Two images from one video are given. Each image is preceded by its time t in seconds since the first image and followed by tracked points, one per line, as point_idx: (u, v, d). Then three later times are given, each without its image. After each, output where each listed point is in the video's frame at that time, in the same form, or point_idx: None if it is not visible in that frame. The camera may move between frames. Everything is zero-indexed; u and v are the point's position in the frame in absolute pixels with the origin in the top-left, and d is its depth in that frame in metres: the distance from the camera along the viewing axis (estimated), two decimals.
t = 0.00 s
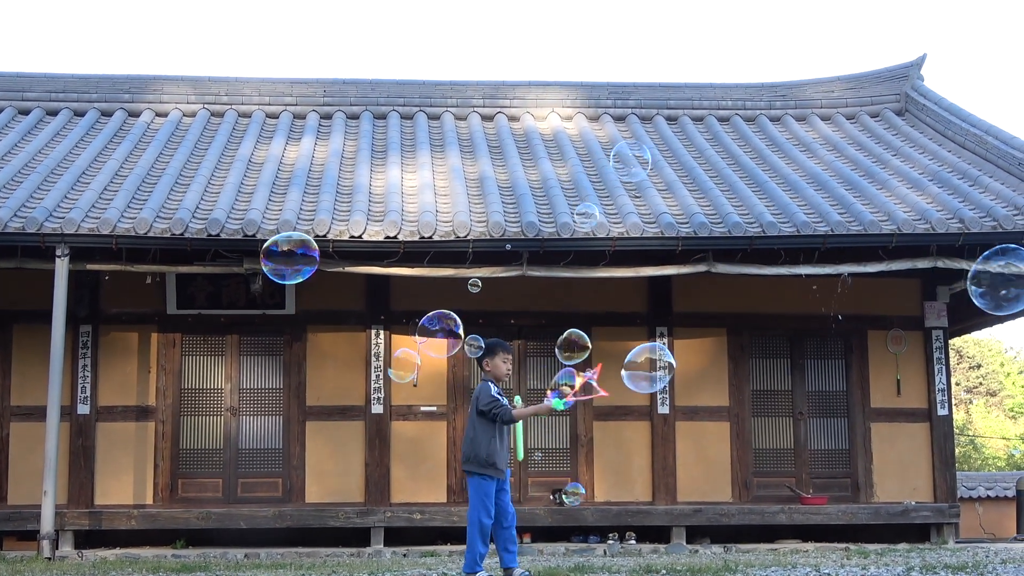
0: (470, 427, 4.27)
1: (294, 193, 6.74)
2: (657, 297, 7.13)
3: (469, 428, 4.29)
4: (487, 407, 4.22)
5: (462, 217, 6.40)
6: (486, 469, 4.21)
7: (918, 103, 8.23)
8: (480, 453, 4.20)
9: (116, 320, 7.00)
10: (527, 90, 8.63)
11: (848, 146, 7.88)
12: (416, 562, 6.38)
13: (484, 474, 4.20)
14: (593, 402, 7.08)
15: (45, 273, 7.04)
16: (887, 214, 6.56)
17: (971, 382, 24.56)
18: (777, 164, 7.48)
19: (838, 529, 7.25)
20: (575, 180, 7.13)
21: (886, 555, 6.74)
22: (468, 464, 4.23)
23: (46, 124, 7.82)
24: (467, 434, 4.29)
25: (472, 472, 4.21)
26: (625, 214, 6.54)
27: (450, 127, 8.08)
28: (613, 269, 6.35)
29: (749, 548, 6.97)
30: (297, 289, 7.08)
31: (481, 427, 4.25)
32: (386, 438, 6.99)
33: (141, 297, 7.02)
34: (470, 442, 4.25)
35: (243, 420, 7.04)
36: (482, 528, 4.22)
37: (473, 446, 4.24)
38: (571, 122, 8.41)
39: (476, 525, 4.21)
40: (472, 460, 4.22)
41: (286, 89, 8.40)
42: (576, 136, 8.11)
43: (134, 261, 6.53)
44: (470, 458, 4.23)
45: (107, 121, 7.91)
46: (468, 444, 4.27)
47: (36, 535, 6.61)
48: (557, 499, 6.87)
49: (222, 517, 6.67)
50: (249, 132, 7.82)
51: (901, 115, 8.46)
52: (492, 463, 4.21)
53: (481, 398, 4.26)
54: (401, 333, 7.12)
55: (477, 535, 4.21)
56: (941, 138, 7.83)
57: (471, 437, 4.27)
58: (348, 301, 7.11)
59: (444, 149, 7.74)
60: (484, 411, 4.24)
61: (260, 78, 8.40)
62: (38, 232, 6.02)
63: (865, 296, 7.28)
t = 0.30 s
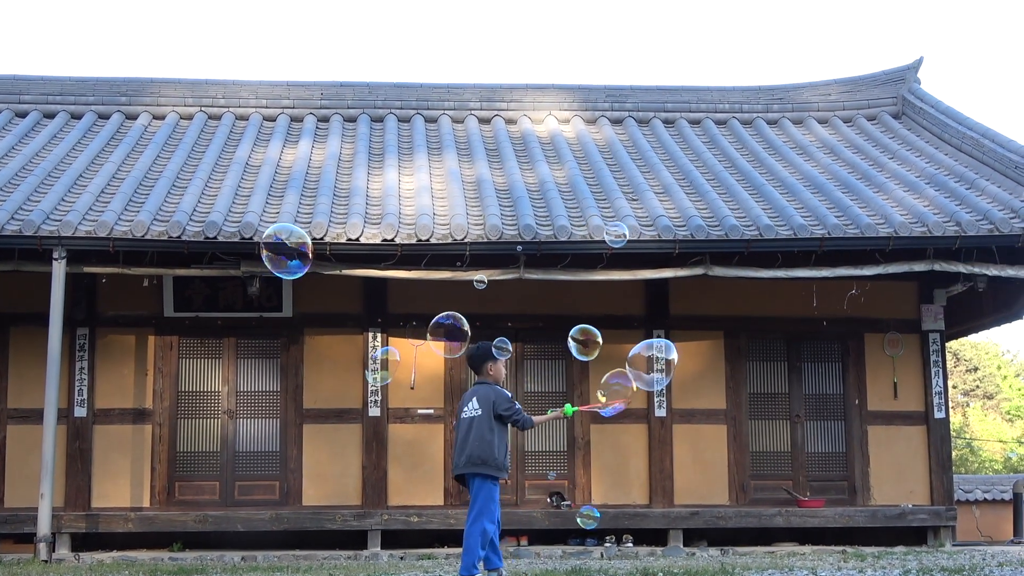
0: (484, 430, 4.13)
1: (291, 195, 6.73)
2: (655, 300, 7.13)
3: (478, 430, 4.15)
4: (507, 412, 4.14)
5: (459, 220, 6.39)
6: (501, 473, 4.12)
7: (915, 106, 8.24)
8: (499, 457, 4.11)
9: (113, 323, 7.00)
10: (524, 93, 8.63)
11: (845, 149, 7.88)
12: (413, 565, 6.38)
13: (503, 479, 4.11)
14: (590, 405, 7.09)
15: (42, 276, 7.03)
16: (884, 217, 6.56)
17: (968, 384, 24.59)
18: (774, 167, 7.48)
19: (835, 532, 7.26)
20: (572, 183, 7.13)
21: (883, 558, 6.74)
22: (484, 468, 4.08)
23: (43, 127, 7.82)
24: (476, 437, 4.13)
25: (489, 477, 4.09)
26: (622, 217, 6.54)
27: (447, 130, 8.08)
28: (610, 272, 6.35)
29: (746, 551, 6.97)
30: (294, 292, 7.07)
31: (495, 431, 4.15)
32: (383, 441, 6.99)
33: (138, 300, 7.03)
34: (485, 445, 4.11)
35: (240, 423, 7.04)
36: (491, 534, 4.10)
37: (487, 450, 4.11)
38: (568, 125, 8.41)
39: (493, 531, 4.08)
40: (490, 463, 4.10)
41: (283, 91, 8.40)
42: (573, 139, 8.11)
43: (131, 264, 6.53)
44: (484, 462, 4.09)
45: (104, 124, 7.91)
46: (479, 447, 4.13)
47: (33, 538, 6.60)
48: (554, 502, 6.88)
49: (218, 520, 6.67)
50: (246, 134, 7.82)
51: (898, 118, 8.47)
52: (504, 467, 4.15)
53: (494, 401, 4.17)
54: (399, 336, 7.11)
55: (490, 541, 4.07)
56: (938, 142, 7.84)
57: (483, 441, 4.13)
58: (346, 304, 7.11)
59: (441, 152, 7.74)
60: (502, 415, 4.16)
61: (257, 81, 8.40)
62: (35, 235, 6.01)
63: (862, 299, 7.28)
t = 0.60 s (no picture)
0: (513, 436, 4.08)
1: (289, 197, 6.73)
2: (653, 302, 7.12)
3: (506, 435, 4.08)
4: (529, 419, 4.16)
5: (457, 221, 6.39)
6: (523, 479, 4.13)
7: (913, 109, 8.24)
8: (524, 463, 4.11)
9: (110, 324, 6.99)
10: (522, 95, 8.63)
11: (843, 151, 7.88)
12: (411, 566, 6.38)
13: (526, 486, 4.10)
14: (588, 407, 7.09)
15: (39, 277, 7.03)
16: (881, 219, 6.56)
17: (966, 386, 24.62)
18: (772, 169, 7.48)
19: (833, 534, 7.26)
20: (570, 185, 7.13)
21: (881, 560, 6.73)
22: (516, 474, 4.04)
23: (40, 128, 7.81)
24: (508, 442, 4.06)
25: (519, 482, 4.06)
26: (620, 219, 6.54)
27: (445, 131, 8.08)
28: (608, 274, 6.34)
29: (744, 553, 6.97)
30: (291, 293, 7.05)
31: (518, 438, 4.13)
32: (381, 443, 6.99)
33: (136, 301, 7.02)
34: (516, 451, 4.07)
35: (238, 424, 7.04)
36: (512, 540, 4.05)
37: (515, 456, 4.08)
38: (566, 126, 8.41)
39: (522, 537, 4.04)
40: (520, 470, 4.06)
41: (280, 93, 8.40)
42: (571, 141, 8.11)
43: (129, 265, 6.52)
44: (515, 468, 4.06)
45: (101, 125, 7.91)
46: (508, 452, 4.06)
47: (30, 539, 6.60)
48: (552, 503, 6.88)
49: (216, 522, 6.66)
50: (244, 136, 7.82)
51: (895, 120, 8.47)
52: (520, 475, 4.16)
53: (517, 406, 4.15)
54: (396, 337, 7.11)
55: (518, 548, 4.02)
56: (936, 144, 7.84)
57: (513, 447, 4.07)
58: (343, 305, 7.11)
59: (439, 154, 7.74)
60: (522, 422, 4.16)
61: (255, 82, 8.40)
62: (32, 236, 6.01)
63: (859, 301, 7.28)
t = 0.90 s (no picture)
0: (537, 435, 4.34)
1: (287, 196, 6.73)
2: (650, 301, 7.13)
3: (536, 435, 4.33)
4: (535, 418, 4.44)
5: (455, 221, 6.39)
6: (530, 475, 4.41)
7: (911, 109, 8.25)
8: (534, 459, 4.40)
9: (108, 322, 6.99)
10: (520, 94, 8.62)
11: (841, 151, 7.89)
12: (408, 565, 6.38)
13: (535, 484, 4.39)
14: (585, 406, 7.09)
15: (36, 276, 7.03)
16: (879, 220, 6.56)
17: (963, 387, 24.66)
18: (770, 169, 7.49)
19: (830, 534, 7.26)
20: (568, 184, 7.13)
21: (878, 559, 6.74)
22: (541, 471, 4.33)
23: (38, 126, 7.81)
24: (539, 441, 4.31)
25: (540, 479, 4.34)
26: (618, 219, 6.54)
27: (443, 131, 8.08)
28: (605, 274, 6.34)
29: (741, 552, 6.98)
30: (289, 291, 7.07)
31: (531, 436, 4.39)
32: (378, 442, 7.00)
33: (133, 300, 7.02)
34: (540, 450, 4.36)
35: (236, 423, 7.04)
36: (528, 535, 4.27)
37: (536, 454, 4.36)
38: (565, 126, 8.42)
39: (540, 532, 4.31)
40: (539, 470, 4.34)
41: (279, 91, 8.40)
42: (569, 140, 8.12)
43: (127, 263, 6.53)
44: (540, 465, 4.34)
45: (99, 124, 7.91)
46: (539, 451, 4.31)
47: (27, 538, 6.60)
48: (549, 503, 6.88)
49: (213, 521, 6.66)
50: (242, 134, 7.82)
51: (894, 120, 8.48)
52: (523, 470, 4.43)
53: (537, 407, 4.41)
54: (394, 336, 7.11)
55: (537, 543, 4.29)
56: (934, 144, 7.84)
57: (540, 447, 4.32)
58: (340, 304, 7.11)
59: (437, 153, 7.75)
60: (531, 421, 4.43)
61: (253, 81, 8.39)
62: (30, 234, 6.01)
63: (857, 301, 7.28)
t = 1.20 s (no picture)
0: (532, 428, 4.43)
1: (285, 192, 6.73)
2: (648, 300, 7.12)
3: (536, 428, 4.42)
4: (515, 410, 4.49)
5: (453, 218, 6.39)
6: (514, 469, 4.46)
7: (910, 108, 8.24)
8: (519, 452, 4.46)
9: (105, 319, 6.99)
10: (519, 92, 8.62)
11: (839, 150, 7.89)
12: (405, 563, 6.38)
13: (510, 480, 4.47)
14: (583, 404, 7.08)
15: (34, 272, 7.03)
16: (877, 218, 6.57)
17: (961, 387, 24.71)
18: (769, 167, 7.49)
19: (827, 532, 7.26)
20: (567, 182, 7.13)
21: (875, 558, 6.74)
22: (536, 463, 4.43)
23: (37, 122, 7.81)
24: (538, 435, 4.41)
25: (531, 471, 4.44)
26: (616, 217, 6.54)
27: (442, 128, 8.08)
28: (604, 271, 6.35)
29: (738, 551, 6.98)
30: (287, 288, 7.05)
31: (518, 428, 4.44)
32: (376, 439, 7.00)
33: (131, 296, 7.02)
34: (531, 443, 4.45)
35: (233, 420, 7.04)
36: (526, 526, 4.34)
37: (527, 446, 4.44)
38: (563, 124, 8.41)
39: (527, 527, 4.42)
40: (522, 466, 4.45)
41: (277, 89, 8.39)
42: (568, 138, 8.12)
43: (125, 260, 6.53)
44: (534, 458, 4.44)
45: (98, 120, 7.91)
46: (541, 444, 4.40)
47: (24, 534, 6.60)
48: (546, 500, 6.88)
49: (210, 517, 6.66)
50: (241, 131, 7.82)
51: (892, 119, 8.48)
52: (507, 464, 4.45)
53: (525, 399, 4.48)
54: (392, 333, 7.11)
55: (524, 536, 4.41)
56: (933, 143, 7.85)
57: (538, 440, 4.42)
58: (338, 301, 7.11)
59: (435, 150, 7.74)
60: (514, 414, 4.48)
61: (251, 78, 8.39)
62: (28, 230, 6.01)
63: (855, 300, 7.28)
